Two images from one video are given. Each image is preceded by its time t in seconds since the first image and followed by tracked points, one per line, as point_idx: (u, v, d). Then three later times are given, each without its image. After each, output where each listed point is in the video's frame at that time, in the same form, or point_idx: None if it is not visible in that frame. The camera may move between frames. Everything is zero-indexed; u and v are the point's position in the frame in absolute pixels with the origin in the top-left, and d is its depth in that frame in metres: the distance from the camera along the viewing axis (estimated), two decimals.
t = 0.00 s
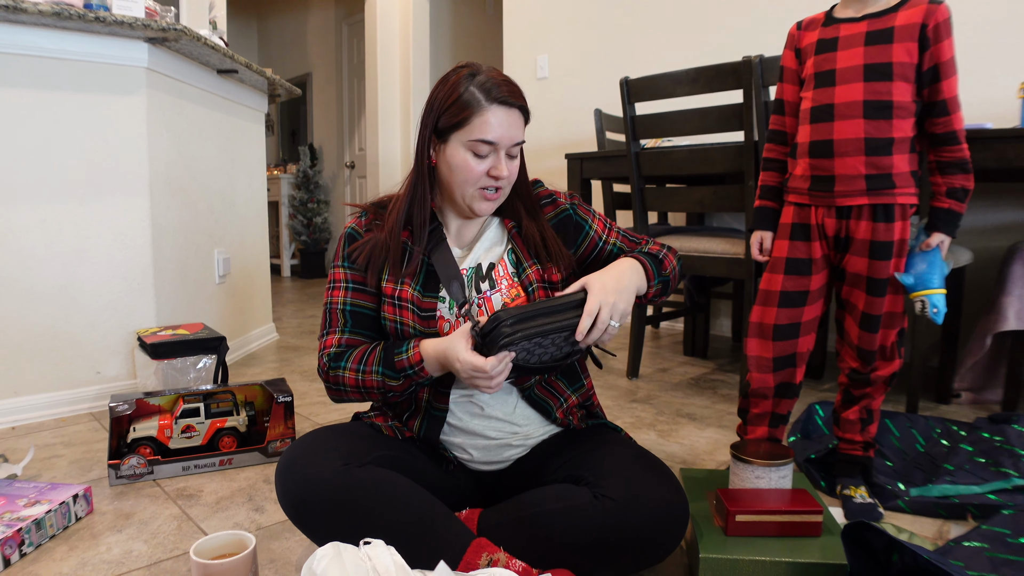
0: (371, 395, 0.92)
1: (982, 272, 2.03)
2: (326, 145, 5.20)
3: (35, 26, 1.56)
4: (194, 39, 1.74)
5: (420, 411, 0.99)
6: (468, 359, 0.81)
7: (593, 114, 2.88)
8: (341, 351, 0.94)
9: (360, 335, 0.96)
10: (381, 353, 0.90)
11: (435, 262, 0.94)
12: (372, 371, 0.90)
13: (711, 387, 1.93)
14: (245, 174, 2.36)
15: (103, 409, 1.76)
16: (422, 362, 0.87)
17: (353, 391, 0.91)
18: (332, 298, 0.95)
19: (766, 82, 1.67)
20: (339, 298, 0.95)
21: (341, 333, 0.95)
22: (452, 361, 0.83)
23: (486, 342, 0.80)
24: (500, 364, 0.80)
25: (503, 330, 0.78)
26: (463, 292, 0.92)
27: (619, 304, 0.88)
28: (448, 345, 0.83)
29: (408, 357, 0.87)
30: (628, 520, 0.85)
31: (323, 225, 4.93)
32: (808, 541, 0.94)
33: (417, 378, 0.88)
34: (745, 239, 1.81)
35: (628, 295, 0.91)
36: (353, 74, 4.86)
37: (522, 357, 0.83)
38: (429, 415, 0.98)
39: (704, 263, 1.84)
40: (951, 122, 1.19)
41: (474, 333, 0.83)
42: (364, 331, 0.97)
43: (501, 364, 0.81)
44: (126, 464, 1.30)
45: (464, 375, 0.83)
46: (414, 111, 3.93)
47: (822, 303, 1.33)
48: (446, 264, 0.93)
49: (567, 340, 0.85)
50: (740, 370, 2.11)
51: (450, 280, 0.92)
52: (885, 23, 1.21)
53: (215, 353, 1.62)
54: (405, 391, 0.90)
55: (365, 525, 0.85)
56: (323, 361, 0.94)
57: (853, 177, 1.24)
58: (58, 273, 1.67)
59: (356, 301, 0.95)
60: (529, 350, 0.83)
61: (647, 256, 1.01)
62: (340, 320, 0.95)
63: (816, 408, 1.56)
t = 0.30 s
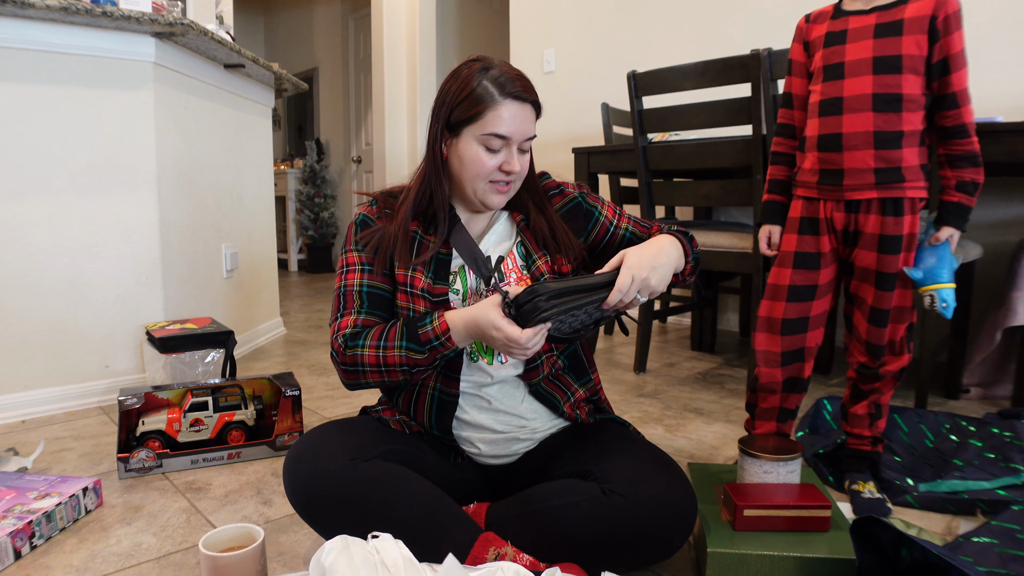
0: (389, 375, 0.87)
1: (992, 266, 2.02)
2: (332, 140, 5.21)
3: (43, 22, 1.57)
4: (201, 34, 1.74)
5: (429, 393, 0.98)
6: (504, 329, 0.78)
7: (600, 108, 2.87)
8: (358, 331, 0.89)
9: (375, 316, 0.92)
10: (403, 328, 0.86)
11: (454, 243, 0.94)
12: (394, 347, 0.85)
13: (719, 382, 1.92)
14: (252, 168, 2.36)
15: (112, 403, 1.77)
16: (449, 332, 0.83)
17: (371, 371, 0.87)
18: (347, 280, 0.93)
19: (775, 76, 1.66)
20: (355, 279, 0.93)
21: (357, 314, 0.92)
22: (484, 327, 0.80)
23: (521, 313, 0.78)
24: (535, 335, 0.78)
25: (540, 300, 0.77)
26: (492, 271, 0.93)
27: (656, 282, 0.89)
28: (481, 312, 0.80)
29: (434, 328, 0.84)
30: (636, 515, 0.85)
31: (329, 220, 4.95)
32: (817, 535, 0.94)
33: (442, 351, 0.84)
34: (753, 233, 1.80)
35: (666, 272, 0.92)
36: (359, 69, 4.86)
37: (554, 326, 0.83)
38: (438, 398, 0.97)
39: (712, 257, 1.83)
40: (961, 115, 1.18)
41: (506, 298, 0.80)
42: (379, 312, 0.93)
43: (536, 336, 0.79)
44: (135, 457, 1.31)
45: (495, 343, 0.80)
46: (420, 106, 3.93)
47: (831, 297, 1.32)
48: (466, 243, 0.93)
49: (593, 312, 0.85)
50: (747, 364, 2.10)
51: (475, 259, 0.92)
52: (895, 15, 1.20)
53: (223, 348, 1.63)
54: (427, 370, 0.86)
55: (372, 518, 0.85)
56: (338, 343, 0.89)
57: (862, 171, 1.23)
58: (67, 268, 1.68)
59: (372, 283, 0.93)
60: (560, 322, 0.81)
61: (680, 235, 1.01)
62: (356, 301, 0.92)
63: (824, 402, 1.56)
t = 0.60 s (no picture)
0: (397, 374, 0.86)
1: (998, 263, 2.01)
2: (336, 139, 5.21)
3: (47, 22, 1.57)
4: (204, 33, 1.74)
5: (432, 397, 0.97)
6: (508, 308, 0.77)
7: (603, 106, 2.87)
8: (365, 331, 0.89)
9: (383, 316, 0.92)
10: (411, 326, 0.85)
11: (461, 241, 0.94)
12: (402, 346, 0.85)
13: (723, 380, 1.92)
14: (255, 168, 2.36)
15: (117, 402, 1.77)
16: (455, 328, 0.82)
17: (380, 371, 0.86)
18: (353, 281, 0.92)
19: (779, 73, 1.66)
20: (360, 280, 0.92)
21: (364, 314, 0.91)
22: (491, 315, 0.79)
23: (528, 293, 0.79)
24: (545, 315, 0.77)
25: (542, 280, 0.78)
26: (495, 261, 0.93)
27: (661, 265, 0.89)
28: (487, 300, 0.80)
29: (440, 326, 0.83)
30: (641, 513, 0.85)
31: (332, 219, 4.95)
32: (822, 534, 0.94)
33: (448, 349, 0.83)
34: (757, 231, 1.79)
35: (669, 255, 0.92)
36: (361, 68, 4.86)
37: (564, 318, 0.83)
38: (441, 402, 0.97)
39: (716, 255, 1.83)
40: (966, 111, 1.18)
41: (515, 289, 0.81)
42: (387, 312, 0.92)
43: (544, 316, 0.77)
44: (140, 456, 1.31)
45: (502, 330, 0.78)
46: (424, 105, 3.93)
47: (836, 295, 1.32)
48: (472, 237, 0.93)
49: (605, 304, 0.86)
50: (752, 363, 2.10)
51: (480, 250, 0.92)
52: (899, 11, 1.20)
53: (227, 347, 1.64)
54: (435, 369, 0.86)
55: (377, 518, 0.85)
56: (346, 344, 0.89)
57: (867, 168, 1.22)
58: (71, 268, 1.68)
59: (379, 283, 0.93)
60: (570, 307, 0.82)
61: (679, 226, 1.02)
62: (364, 301, 0.91)
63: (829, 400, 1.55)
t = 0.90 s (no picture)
0: (398, 345, 0.83)
1: (996, 264, 2.01)
2: (334, 140, 5.21)
3: (45, 23, 1.57)
4: (203, 34, 1.74)
5: (423, 403, 0.97)
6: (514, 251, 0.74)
7: (602, 107, 2.87)
8: (370, 302, 0.86)
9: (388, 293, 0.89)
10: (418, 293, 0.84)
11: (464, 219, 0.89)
12: (406, 310, 0.82)
13: (722, 381, 1.92)
14: (254, 168, 2.36)
15: (115, 403, 1.77)
16: (462, 290, 0.80)
17: (380, 341, 0.83)
18: (359, 260, 0.92)
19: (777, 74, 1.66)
20: (366, 259, 0.92)
21: (369, 289, 0.89)
22: (495, 272, 0.76)
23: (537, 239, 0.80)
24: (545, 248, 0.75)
25: (548, 228, 0.79)
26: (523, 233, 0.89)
27: (613, 219, 0.93)
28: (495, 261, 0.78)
29: (449, 289, 0.81)
30: (640, 513, 0.85)
31: (331, 220, 4.96)
32: (821, 534, 0.94)
33: (452, 315, 0.79)
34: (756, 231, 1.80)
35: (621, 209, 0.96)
36: (360, 69, 4.86)
37: (579, 283, 0.80)
38: (431, 411, 0.96)
39: (715, 256, 1.83)
40: (964, 111, 1.18)
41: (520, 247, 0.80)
42: (391, 290, 0.91)
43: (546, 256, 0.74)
44: (138, 457, 1.31)
45: (512, 278, 0.74)
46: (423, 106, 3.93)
47: (833, 295, 1.32)
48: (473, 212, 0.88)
49: (617, 267, 0.83)
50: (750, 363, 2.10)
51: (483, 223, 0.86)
52: (897, 11, 1.20)
53: (226, 348, 1.63)
54: (438, 345, 0.82)
55: (375, 518, 0.85)
56: (349, 314, 0.87)
57: (864, 168, 1.22)
58: (70, 269, 1.68)
59: (385, 263, 0.92)
60: (581, 259, 0.81)
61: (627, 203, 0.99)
62: (369, 278, 0.90)
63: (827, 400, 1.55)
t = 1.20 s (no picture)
0: (397, 346, 0.83)
1: (997, 266, 2.01)
2: (335, 142, 5.22)
3: (45, 26, 1.57)
4: (203, 38, 1.75)
5: (426, 406, 0.97)
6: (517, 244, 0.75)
7: (602, 110, 2.88)
8: (369, 304, 0.87)
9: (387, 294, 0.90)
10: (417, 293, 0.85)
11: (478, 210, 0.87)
12: (405, 311, 0.83)
13: (722, 383, 1.92)
14: (254, 172, 2.37)
15: (116, 406, 1.77)
16: (461, 290, 0.80)
17: (379, 342, 0.84)
18: (357, 263, 0.92)
19: (776, 76, 1.66)
20: (364, 262, 0.92)
21: (368, 290, 0.90)
22: (497, 269, 0.76)
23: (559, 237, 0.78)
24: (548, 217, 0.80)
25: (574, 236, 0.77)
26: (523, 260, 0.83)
27: (605, 211, 0.89)
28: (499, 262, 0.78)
29: (448, 290, 0.82)
30: (641, 516, 0.85)
31: (332, 222, 4.97)
32: (821, 536, 0.94)
33: (449, 314, 0.80)
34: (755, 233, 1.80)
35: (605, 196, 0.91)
36: (360, 72, 4.86)
37: (581, 296, 0.77)
38: (434, 414, 0.97)
39: (714, 258, 1.83)
40: (960, 110, 1.18)
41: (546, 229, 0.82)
42: (390, 290, 0.91)
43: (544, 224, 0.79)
44: (139, 460, 1.31)
45: (507, 271, 0.75)
46: (423, 109, 3.93)
47: (815, 291, 1.31)
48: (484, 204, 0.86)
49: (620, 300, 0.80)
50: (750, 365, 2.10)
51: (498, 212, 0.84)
52: (890, 11, 1.20)
53: (226, 350, 1.63)
54: (438, 344, 0.82)
55: (375, 522, 0.85)
56: (349, 315, 0.87)
57: (856, 168, 1.23)
58: (70, 272, 1.69)
59: (384, 264, 0.92)
60: (591, 278, 0.78)
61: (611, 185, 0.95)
62: (367, 279, 0.91)
63: (827, 402, 1.56)
